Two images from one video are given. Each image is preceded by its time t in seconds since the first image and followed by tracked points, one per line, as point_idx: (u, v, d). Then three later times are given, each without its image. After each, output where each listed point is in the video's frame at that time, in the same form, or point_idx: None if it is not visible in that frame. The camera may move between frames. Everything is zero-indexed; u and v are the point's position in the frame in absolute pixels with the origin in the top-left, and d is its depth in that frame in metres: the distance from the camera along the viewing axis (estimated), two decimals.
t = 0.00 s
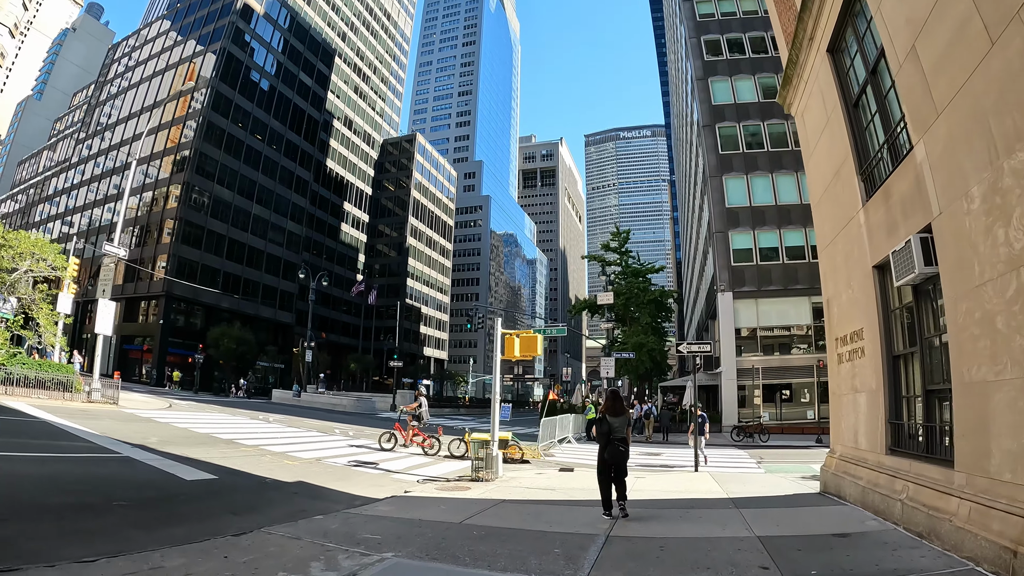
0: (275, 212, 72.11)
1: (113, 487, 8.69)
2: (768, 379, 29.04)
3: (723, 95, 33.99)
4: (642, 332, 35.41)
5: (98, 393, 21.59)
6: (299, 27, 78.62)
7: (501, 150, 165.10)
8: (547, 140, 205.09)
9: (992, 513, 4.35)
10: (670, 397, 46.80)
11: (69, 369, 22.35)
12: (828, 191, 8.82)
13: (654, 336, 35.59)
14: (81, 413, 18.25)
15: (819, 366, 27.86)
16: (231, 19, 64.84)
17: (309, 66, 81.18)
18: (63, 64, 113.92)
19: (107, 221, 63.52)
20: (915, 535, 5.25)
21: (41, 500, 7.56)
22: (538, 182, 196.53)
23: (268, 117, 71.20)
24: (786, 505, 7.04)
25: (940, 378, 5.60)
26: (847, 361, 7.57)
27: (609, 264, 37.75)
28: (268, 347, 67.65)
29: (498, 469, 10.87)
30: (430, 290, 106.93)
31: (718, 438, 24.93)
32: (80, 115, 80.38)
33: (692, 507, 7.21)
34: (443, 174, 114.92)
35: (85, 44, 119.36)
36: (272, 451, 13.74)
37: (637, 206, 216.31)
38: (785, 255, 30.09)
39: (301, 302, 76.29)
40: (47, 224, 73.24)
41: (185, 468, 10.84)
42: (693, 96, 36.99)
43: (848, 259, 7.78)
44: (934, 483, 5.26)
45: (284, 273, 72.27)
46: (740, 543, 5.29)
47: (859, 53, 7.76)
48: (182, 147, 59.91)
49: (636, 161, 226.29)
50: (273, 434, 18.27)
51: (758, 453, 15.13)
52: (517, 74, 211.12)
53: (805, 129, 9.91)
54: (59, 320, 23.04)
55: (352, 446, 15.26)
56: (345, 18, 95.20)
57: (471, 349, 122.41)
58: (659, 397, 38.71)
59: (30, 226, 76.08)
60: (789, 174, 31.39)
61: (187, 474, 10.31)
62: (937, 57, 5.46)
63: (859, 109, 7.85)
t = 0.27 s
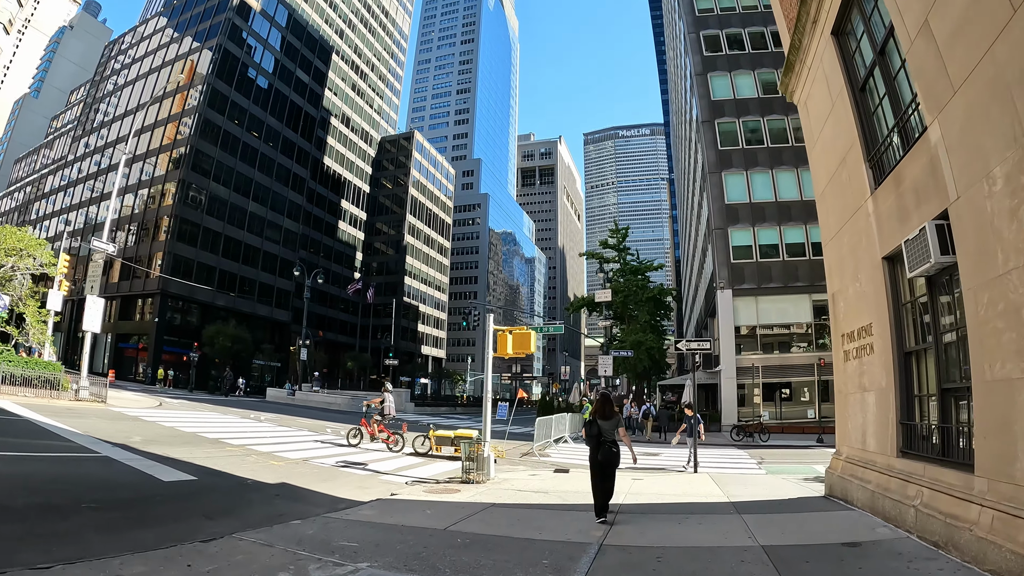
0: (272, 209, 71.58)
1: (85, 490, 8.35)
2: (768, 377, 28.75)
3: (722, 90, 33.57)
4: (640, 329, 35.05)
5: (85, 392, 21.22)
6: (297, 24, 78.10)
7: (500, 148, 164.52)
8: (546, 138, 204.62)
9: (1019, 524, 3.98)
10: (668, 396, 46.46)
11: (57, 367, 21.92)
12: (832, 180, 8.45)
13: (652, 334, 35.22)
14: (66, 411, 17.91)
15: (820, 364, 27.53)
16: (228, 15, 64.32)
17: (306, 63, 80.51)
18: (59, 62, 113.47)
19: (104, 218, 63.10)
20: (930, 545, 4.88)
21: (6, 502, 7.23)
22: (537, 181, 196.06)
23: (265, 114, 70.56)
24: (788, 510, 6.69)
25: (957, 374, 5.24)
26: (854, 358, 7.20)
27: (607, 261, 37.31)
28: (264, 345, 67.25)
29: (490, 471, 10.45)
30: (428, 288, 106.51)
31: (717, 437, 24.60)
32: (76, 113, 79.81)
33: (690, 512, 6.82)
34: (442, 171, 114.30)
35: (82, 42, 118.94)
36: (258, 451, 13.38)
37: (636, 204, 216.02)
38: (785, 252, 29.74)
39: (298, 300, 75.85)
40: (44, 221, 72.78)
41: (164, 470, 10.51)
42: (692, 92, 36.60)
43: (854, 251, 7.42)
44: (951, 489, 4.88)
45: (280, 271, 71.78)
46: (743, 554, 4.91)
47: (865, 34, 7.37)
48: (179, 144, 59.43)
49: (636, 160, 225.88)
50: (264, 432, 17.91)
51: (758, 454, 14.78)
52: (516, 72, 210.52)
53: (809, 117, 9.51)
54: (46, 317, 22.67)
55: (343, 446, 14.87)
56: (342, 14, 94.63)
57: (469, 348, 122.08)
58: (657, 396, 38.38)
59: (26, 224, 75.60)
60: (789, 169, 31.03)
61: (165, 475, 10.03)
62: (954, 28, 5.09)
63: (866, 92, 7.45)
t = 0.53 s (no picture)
0: (268, 205, 71.01)
1: (56, 489, 7.98)
2: (767, 374, 28.44)
3: (721, 84, 33.12)
4: (637, 326, 34.70)
5: (73, 387, 20.82)
6: (294, 20, 77.47)
7: (498, 145, 163.95)
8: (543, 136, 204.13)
9: None
10: (666, 393, 46.16)
11: (44, 362, 21.45)
12: (837, 166, 8.09)
13: (650, 330, 34.87)
14: (51, 407, 17.56)
15: (820, 361, 27.20)
16: (223, 10, 63.69)
17: (302, 59, 79.78)
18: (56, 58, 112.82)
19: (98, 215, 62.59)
20: (950, 550, 4.52)
21: None
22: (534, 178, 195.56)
23: (261, 110, 69.89)
24: (794, 511, 6.32)
25: (975, 365, 4.90)
26: (862, 351, 6.85)
27: (605, 257, 36.93)
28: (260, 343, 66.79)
29: (481, 469, 10.08)
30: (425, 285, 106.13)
31: (716, 435, 24.23)
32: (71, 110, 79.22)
33: (690, 513, 6.45)
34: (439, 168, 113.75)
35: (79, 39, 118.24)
36: (244, 448, 13.02)
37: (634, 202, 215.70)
38: (785, 247, 29.40)
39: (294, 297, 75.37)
40: (39, 218, 72.25)
41: (143, 468, 10.13)
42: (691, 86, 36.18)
43: (861, 239, 7.06)
44: (973, 490, 4.52)
45: (277, 268, 71.25)
46: (746, 559, 4.54)
47: (873, 10, 7.00)
48: (174, 140, 58.88)
49: (634, 157, 225.49)
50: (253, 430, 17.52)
51: (758, 451, 14.45)
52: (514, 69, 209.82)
53: (812, 102, 9.14)
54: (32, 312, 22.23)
55: (332, 443, 14.48)
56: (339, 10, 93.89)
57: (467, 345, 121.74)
58: (655, 393, 38.04)
59: (22, 221, 75.09)
60: (789, 164, 30.68)
61: (143, 474, 9.66)
62: None
63: (873, 71, 7.10)
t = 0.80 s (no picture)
0: (263, 202, 70.36)
1: (22, 492, 7.58)
2: (764, 372, 28.14)
3: (718, 79, 32.72)
4: (634, 324, 34.34)
5: (58, 385, 20.38)
6: (289, 15, 76.67)
7: (495, 142, 163.33)
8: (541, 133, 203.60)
9: None
10: (662, 391, 45.88)
11: (29, 360, 20.99)
12: (841, 155, 7.74)
13: (647, 328, 34.52)
14: (33, 405, 17.14)
15: (819, 359, 26.93)
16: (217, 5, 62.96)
17: (298, 54, 78.96)
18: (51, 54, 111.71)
19: (92, 211, 61.92)
20: (970, 565, 4.16)
21: None
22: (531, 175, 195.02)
23: (255, 106, 69.09)
24: (799, 519, 5.95)
25: (998, 365, 4.55)
26: (869, 350, 6.51)
27: (601, 253, 36.54)
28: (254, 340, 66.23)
29: (471, 471, 9.68)
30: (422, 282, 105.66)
31: (712, 434, 23.89)
32: (65, 105, 78.41)
33: (688, 521, 6.08)
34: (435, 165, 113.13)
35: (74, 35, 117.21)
36: (228, 448, 12.61)
37: (631, 200, 215.39)
38: (783, 244, 29.08)
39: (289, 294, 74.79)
40: (32, 215, 71.51)
41: (119, 470, 9.71)
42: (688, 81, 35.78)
43: (868, 230, 6.73)
44: (995, 500, 4.16)
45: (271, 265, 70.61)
46: None
47: None
48: (167, 135, 58.24)
49: (631, 155, 225.16)
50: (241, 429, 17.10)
51: (757, 451, 14.10)
52: (511, 66, 209.08)
53: (814, 90, 8.79)
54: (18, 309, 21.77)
55: (319, 443, 14.08)
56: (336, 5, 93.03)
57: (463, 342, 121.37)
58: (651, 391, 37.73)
59: (15, 218, 74.33)
60: (788, 160, 30.35)
61: (118, 475, 9.25)
62: None
63: (880, 55, 6.75)
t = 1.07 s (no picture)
0: (253, 194, 69.32)
1: None
2: (756, 366, 27.99)
3: (713, 71, 32.33)
4: (626, 317, 34.07)
5: (38, 377, 19.85)
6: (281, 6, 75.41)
7: (488, 136, 162.37)
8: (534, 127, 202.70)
9: None
10: (654, 385, 45.75)
11: (7, 351, 20.43)
12: (840, 138, 7.42)
13: (639, 322, 34.26)
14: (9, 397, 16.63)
15: (812, 353, 26.76)
16: None
17: (289, 45, 77.71)
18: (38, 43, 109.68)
19: (80, 202, 60.78)
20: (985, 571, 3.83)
21: None
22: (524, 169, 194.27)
23: (246, 97, 67.91)
24: (797, 518, 5.62)
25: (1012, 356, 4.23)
26: (870, 340, 6.18)
27: (594, 246, 36.17)
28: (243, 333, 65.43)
29: (454, 466, 9.33)
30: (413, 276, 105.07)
31: (706, 429, 23.66)
32: (53, 96, 76.96)
33: (680, 521, 5.74)
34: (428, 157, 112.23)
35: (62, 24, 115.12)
36: (206, 442, 12.16)
37: (625, 194, 215.19)
38: (777, 237, 28.86)
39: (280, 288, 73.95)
40: (19, 207, 70.18)
41: (88, 464, 9.27)
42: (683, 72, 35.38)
43: (870, 214, 6.38)
44: (1010, 501, 3.84)
45: (262, 258, 69.69)
46: None
47: None
48: (156, 126, 57.12)
49: (625, 150, 224.76)
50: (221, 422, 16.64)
51: (749, 447, 13.81)
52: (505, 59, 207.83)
53: (810, 72, 8.45)
54: None
55: (300, 437, 13.64)
56: None
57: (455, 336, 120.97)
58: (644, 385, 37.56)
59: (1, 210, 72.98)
60: (782, 152, 30.10)
61: (85, 469, 8.82)
62: None
63: (882, 29, 6.40)
